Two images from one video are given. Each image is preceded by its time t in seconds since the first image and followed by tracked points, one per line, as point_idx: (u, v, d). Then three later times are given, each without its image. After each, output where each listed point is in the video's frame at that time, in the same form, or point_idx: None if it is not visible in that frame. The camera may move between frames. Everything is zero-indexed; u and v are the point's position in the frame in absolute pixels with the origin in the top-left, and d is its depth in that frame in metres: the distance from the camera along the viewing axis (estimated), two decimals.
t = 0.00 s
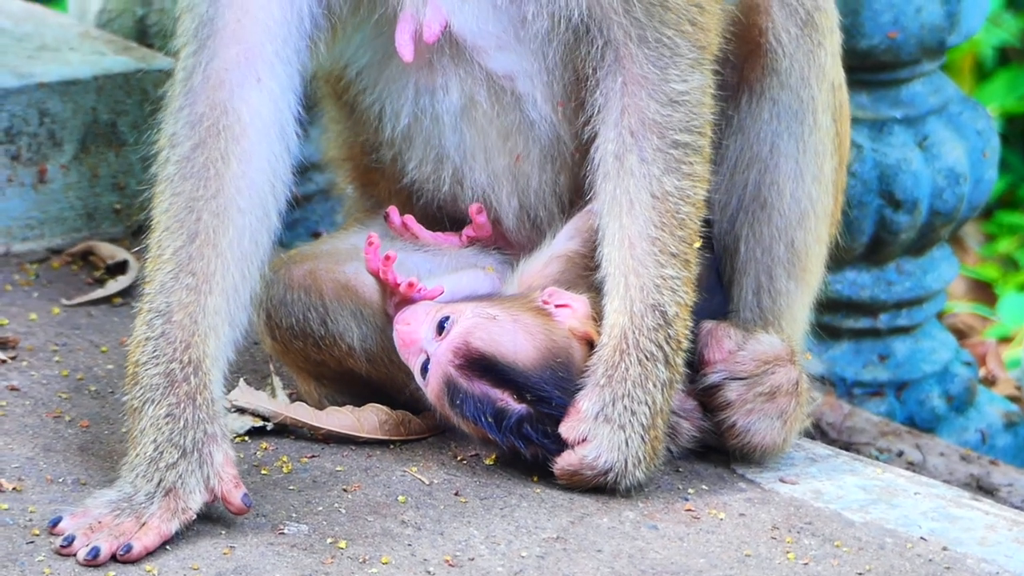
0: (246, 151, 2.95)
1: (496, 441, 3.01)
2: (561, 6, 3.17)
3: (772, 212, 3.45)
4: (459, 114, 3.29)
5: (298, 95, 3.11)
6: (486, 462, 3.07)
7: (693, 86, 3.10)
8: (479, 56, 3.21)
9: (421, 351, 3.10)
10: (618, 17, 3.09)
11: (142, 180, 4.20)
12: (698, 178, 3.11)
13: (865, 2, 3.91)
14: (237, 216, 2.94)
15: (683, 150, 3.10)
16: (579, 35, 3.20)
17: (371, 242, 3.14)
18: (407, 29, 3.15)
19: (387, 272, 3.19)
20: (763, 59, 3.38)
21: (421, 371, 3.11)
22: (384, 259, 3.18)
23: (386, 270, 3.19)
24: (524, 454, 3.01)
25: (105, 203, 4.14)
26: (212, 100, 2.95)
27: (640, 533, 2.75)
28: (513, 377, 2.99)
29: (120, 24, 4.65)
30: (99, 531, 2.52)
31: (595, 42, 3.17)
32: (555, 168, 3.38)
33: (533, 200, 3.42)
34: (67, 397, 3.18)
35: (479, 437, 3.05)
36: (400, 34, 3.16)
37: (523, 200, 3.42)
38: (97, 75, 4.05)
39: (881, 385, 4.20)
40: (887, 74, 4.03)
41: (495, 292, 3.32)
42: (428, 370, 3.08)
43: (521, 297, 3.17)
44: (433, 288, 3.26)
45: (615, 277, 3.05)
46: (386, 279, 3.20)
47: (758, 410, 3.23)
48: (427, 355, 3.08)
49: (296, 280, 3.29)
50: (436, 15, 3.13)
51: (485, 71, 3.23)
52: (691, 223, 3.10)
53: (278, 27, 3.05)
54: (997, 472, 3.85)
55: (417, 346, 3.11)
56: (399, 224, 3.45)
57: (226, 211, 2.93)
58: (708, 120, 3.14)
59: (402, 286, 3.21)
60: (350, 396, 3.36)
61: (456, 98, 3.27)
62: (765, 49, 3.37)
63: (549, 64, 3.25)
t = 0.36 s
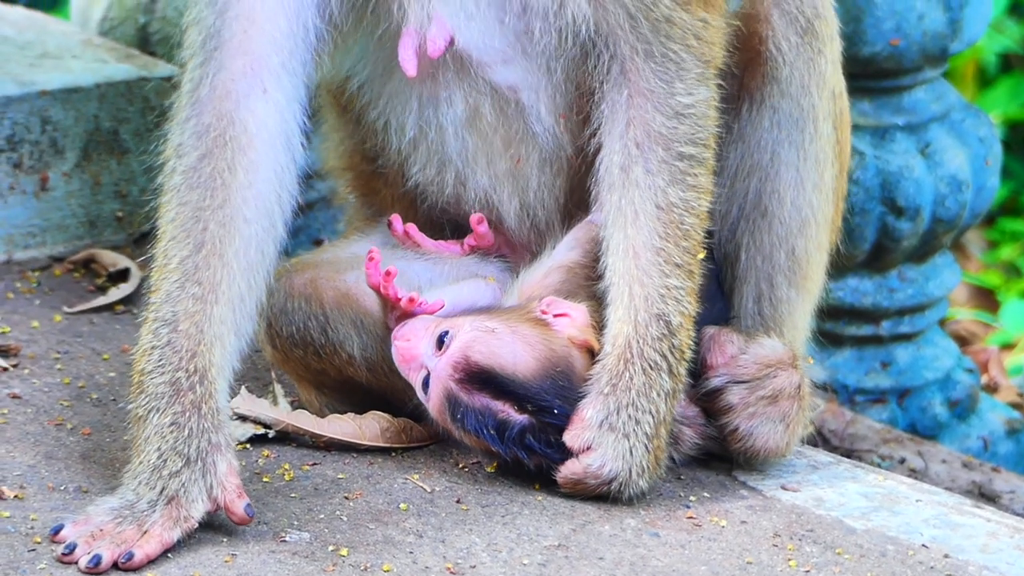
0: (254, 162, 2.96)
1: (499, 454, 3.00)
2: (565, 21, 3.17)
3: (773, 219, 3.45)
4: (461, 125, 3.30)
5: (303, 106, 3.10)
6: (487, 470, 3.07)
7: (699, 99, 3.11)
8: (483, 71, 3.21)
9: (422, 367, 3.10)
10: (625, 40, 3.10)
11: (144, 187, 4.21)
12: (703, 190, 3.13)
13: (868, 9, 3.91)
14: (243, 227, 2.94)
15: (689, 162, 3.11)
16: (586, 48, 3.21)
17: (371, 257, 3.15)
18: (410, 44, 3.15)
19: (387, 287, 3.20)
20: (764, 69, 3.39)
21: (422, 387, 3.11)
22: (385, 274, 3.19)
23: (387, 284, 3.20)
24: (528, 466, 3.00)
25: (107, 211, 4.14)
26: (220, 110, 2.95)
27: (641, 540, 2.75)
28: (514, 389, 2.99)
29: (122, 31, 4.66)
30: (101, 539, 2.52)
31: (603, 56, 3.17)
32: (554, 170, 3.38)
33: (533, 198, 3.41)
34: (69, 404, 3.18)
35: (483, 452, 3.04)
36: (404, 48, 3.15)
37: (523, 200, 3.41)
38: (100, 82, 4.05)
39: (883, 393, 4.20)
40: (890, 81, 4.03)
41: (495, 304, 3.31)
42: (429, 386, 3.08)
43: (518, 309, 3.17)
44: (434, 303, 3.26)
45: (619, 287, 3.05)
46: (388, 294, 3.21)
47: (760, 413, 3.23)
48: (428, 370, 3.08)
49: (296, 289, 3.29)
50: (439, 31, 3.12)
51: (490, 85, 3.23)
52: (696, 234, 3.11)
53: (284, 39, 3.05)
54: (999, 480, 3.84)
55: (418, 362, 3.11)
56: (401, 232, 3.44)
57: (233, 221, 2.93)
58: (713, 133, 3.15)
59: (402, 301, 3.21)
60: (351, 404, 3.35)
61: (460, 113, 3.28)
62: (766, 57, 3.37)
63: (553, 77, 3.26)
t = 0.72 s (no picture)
0: (258, 168, 2.95)
1: (507, 465, 2.99)
2: (577, 60, 3.20)
3: (772, 227, 3.44)
4: (445, 156, 3.30)
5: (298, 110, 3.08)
6: (491, 475, 3.07)
7: (713, 123, 3.16)
8: (480, 107, 3.21)
9: (425, 382, 3.10)
10: (642, 79, 3.14)
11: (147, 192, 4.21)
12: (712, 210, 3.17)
13: (871, 14, 3.92)
14: (246, 232, 2.94)
15: (701, 182, 3.15)
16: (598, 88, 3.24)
17: (371, 275, 3.17)
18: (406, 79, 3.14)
19: (387, 305, 3.21)
20: (757, 77, 3.39)
21: (427, 403, 3.11)
22: (384, 292, 3.21)
23: (387, 302, 3.21)
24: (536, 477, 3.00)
25: (110, 215, 4.15)
26: (224, 112, 2.95)
27: (645, 545, 2.75)
28: (518, 398, 3.01)
29: (125, 36, 4.66)
30: (105, 544, 2.52)
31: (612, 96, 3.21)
32: (551, 203, 3.41)
33: (530, 229, 3.44)
34: (72, 409, 3.18)
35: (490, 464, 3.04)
36: (400, 81, 3.15)
37: (516, 232, 3.44)
38: (103, 87, 4.06)
39: (887, 398, 4.20)
40: (893, 86, 4.04)
41: (495, 317, 3.34)
42: (433, 401, 3.09)
43: (519, 319, 3.18)
44: (434, 318, 3.28)
45: (630, 299, 3.08)
46: (387, 312, 3.22)
47: (766, 420, 3.23)
48: (431, 385, 3.08)
49: (297, 305, 3.29)
50: (440, 68, 3.12)
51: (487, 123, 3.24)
52: (706, 251, 3.15)
53: (285, 43, 3.05)
54: (1002, 485, 3.84)
55: (421, 377, 3.11)
56: (400, 244, 3.47)
57: (235, 225, 2.93)
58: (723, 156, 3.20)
59: (403, 319, 3.22)
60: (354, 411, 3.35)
61: (445, 146, 3.28)
62: (758, 66, 3.38)
63: (557, 116, 3.30)
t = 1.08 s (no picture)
0: (264, 175, 2.96)
1: (511, 469, 2.98)
2: (585, 77, 3.21)
3: (773, 230, 3.44)
4: (449, 165, 3.32)
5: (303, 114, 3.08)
6: (492, 477, 3.07)
7: (719, 133, 3.17)
8: (484, 120, 3.24)
9: (426, 388, 3.09)
10: (650, 92, 3.14)
11: (149, 195, 4.22)
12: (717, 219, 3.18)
13: (873, 17, 3.93)
14: (253, 240, 2.94)
15: (707, 191, 3.16)
16: (603, 104, 3.25)
17: (371, 283, 3.14)
18: (411, 91, 3.16)
19: (388, 313, 3.19)
20: (759, 81, 3.40)
21: (429, 409, 3.10)
22: (384, 299, 3.18)
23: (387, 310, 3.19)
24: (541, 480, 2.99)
25: (113, 218, 4.15)
26: (230, 118, 2.94)
27: (647, 547, 2.75)
28: (520, 401, 2.99)
29: (127, 39, 4.66)
30: (108, 546, 2.52)
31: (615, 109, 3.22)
32: (551, 209, 3.43)
33: (529, 237, 3.46)
34: (74, 411, 3.18)
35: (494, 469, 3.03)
36: (405, 93, 3.16)
37: (516, 239, 3.46)
38: (105, 90, 4.06)
39: (888, 400, 4.20)
40: (895, 88, 4.04)
41: (496, 322, 3.33)
42: (436, 407, 3.08)
43: (519, 323, 3.18)
44: (435, 325, 3.28)
45: (636, 305, 3.09)
46: (388, 319, 3.20)
47: (769, 425, 3.22)
48: (433, 391, 3.08)
49: (298, 311, 3.29)
50: (446, 82, 3.13)
51: (492, 136, 3.27)
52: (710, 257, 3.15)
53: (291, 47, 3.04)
54: (1004, 487, 3.84)
55: (422, 383, 3.10)
56: (401, 248, 3.47)
57: (241, 231, 2.93)
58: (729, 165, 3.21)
59: (404, 326, 3.20)
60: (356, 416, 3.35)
61: (446, 155, 3.30)
62: (760, 68, 3.39)
63: (559, 126, 3.31)
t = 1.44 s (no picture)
0: (266, 175, 2.95)
1: (511, 472, 2.97)
2: (583, 76, 3.20)
3: (773, 231, 3.44)
4: (445, 164, 3.32)
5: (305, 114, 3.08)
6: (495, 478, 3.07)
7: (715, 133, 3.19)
8: (480, 117, 3.24)
9: (425, 394, 3.08)
10: (646, 89, 3.15)
11: (152, 196, 4.22)
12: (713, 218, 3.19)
13: (875, 18, 3.93)
14: (255, 239, 2.94)
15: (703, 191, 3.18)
16: (598, 104, 3.26)
17: (371, 289, 3.12)
18: (409, 91, 3.16)
19: (386, 318, 3.18)
20: (756, 82, 3.40)
21: (427, 414, 3.08)
22: (383, 304, 3.17)
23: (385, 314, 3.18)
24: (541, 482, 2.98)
25: (115, 219, 4.15)
26: (232, 119, 2.95)
27: (650, 548, 2.75)
28: (518, 403, 2.99)
29: (129, 40, 4.67)
30: (110, 547, 2.51)
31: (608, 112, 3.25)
32: (543, 206, 3.43)
33: (523, 232, 3.45)
34: (76, 412, 3.18)
35: (494, 472, 3.01)
36: (403, 93, 3.16)
37: (512, 233, 3.45)
38: (107, 91, 4.06)
39: (890, 401, 4.19)
40: (896, 90, 4.04)
41: (495, 325, 3.33)
42: (434, 412, 3.06)
43: (516, 326, 3.18)
44: (434, 329, 3.28)
45: (633, 304, 3.09)
46: (386, 324, 3.19)
47: (770, 427, 3.22)
48: (431, 396, 3.06)
49: (298, 313, 3.29)
50: (445, 82, 3.14)
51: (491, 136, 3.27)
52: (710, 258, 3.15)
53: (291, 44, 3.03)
54: (1007, 488, 3.83)
55: (421, 389, 3.09)
56: (401, 248, 3.47)
57: (243, 231, 2.93)
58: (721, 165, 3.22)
59: (402, 332, 3.20)
60: (357, 418, 3.35)
61: (444, 152, 3.30)
62: (757, 70, 3.39)
63: (555, 123, 3.32)
